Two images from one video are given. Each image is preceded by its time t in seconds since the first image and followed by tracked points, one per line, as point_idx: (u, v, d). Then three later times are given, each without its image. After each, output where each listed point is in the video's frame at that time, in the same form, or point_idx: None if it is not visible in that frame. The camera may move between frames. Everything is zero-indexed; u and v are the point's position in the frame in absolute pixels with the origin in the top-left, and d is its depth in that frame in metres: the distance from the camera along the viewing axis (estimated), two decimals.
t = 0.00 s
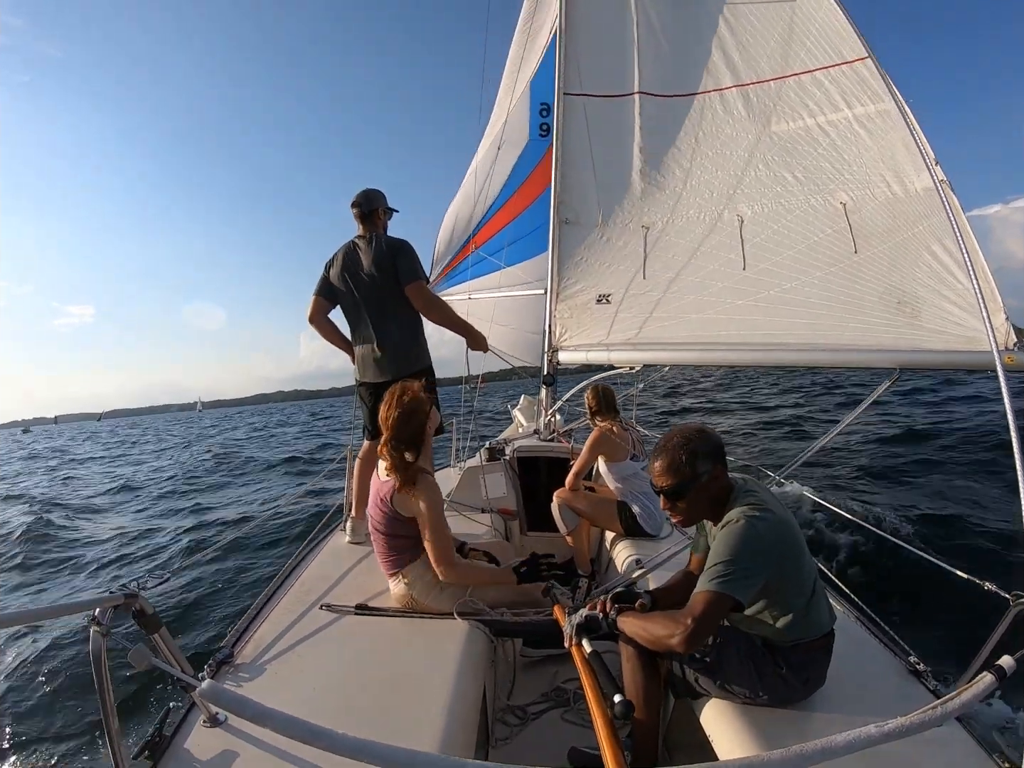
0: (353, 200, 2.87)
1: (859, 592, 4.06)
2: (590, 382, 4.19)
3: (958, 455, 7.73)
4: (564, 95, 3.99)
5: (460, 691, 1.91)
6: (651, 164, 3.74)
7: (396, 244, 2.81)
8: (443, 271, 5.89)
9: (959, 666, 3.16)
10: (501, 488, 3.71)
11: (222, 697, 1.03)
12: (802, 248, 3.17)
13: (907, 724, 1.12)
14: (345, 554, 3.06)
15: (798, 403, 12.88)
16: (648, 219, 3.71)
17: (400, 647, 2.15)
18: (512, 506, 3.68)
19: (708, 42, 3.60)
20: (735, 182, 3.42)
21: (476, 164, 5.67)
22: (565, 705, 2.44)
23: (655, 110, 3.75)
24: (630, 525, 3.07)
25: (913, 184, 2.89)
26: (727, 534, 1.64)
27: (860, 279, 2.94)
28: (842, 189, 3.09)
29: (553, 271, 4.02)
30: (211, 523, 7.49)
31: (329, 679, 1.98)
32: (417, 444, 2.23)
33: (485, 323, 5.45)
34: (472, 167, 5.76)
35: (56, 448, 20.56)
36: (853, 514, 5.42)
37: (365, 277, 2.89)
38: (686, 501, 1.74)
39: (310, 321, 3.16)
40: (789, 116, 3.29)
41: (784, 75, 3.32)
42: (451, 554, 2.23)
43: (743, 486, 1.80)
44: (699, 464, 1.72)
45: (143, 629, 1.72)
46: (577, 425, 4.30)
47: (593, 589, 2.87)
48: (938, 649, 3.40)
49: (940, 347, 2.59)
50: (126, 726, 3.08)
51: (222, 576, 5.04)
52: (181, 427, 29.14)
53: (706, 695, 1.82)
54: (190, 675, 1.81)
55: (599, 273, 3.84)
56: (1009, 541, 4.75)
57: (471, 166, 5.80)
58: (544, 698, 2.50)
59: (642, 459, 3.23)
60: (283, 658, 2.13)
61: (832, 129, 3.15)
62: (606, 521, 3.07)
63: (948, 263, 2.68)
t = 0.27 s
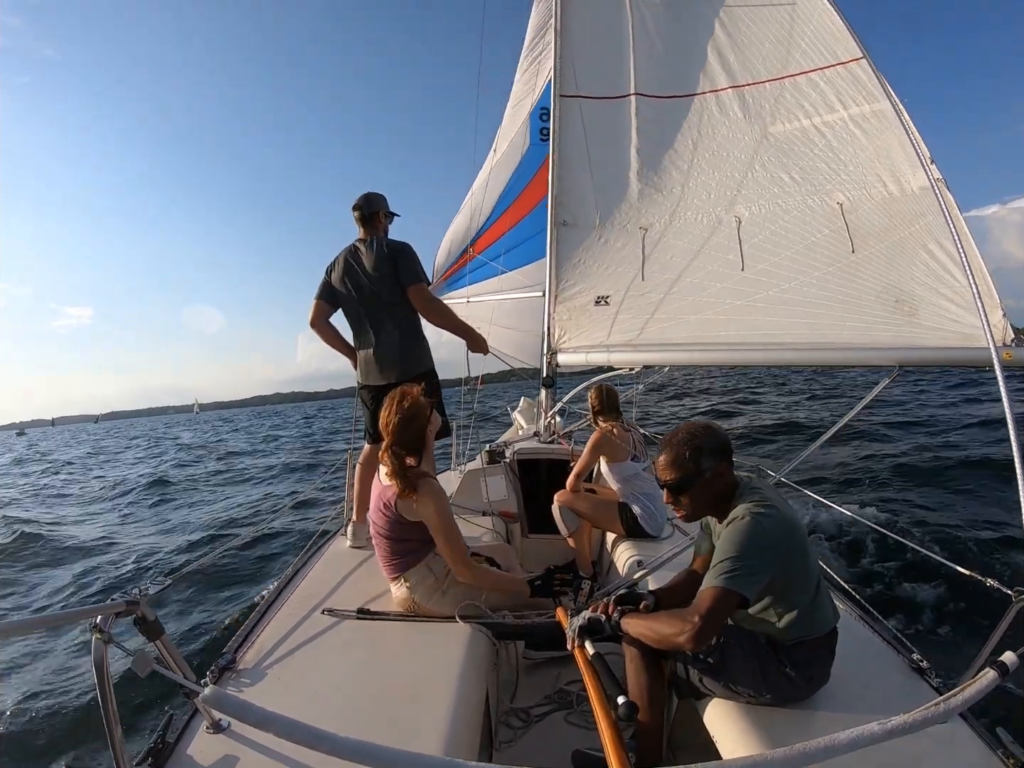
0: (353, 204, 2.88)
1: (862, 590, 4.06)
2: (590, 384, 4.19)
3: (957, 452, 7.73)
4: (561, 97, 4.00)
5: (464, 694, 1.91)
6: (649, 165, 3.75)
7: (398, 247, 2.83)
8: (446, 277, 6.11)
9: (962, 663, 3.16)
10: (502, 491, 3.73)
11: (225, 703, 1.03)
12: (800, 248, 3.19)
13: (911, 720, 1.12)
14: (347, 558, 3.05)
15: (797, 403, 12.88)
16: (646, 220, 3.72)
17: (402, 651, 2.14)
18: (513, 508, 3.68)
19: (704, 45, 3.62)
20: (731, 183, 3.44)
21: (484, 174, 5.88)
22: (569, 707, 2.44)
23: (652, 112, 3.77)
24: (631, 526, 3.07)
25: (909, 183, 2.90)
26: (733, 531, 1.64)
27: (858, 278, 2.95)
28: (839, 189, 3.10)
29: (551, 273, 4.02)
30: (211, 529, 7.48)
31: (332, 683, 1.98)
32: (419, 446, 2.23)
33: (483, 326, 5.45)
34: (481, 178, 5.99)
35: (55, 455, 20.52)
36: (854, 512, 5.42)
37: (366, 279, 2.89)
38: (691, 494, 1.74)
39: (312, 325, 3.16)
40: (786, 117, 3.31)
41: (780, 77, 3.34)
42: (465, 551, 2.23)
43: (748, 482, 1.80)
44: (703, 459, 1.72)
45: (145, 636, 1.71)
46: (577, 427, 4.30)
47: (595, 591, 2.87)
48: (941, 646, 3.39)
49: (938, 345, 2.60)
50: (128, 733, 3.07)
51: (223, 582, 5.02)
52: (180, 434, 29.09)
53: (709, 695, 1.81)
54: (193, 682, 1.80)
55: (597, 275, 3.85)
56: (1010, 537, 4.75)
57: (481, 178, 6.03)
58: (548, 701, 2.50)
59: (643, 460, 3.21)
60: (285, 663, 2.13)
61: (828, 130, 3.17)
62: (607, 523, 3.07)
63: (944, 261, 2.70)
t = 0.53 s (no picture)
0: (358, 205, 2.88)
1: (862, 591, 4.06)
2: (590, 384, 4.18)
3: (957, 452, 7.73)
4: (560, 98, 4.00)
5: (465, 695, 1.91)
6: (648, 166, 3.75)
7: (402, 248, 2.83)
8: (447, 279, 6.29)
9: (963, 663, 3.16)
10: (502, 492, 3.70)
11: (225, 704, 1.02)
12: (799, 249, 3.19)
13: (912, 720, 1.11)
14: (347, 559, 3.05)
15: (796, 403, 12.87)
16: (646, 221, 3.72)
17: (402, 652, 2.14)
18: (513, 509, 3.67)
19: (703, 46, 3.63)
20: (731, 184, 3.44)
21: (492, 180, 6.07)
22: (570, 708, 2.44)
23: (651, 112, 3.77)
24: (631, 526, 3.07)
25: (908, 184, 2.91)
26: (738, 522, 1.64)
27: (858, 278, 2.95)
28: (838, 190, 3.11)
29: (551, 274, 4.02)
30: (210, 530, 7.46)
31: (332, 685, 1.98)
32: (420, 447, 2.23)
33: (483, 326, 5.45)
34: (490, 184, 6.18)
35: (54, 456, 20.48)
36: (855, 512, 5.41)
37: (371, 280, 2.90)
38: (702, 471, 1.88)
39: (316, 327, 3.16)
40: (785, 118, 3.31)
41: (778, 78, 3.35)
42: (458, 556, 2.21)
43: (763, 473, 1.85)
44: (716, 441, 1.84)
45: (145, 637, 1.71)
46: (577, 427, 4.30)
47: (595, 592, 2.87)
48: (942, 646, 3.40)
49: (937, 345, 2.61)
50: (128, 735, 3.06)
51: (222, 583, 5.01)
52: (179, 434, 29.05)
53: (709, 696, 1.82)
54: (193, 684, 1.80)
55: (596, 276, 3.85)
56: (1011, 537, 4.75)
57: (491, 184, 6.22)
58: (548, 701, 2.50)
59: (645, 459, 3.18)
60: (286, 665, 2.13)
61: (827, 131, 3.18)
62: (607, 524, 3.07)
63: (943, 261, 2.70)
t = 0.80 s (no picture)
0: (361, 205, 2.88)
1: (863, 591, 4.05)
2: (590, 385, 4.18)
3: (957, 453, 7.73)
4: (559, 99, 4.01)
5: (465, 696, 1.91)
6: (648, 167, 3.75)
7: (405, 248, 2.83)
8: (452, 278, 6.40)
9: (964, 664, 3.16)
10: (502, 492, 3.69)
11: (225, 705, 1.02)
12: (799, 249, 3.19)
13: (912, 721, 1.11)
14: (347, 560, 3.05)
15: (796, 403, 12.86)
16: (646, 221, 3.71)
17: (402, 654, 2.14)
18: (513, 509, 3.67)
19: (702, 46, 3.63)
20: (730, 184, 3.44)
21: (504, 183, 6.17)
22: (570, 708, 2.44)
23: (651, 112, 3.77)
24: (631, 527, 3.07)
25: (907, 185, 2.91)
26: (741, 509, 1.65)
27: (858, 279, 2.95)
28: (838, 190, 3.11)
29: (551, 274, 4.02)
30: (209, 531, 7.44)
31: (332, 686, 1.98)
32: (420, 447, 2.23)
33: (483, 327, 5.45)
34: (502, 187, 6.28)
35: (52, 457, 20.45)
36: (855, 513, 5.41)
37: (373, 280, 2.90)
38: (720, 458, 1.92)
39: (318, 326, 3.16)
40: (785, 119, 3.31)
41: (778, 78, 3.35)
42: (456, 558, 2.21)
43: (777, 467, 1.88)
44: (737, 431, 1.87)
45: (145, 638, 1.71)
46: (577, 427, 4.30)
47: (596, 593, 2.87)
48: (942, 646, 3.39)
49: (937, 345, 2.61)
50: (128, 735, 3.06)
51: (222, 584, 5.00)
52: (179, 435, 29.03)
53: (710, 697, 1.81)
54: (193, 684, 1.80)
55: (596, 276, 3.85)
56: (1012, 537, 4.74)
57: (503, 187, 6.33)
58: (549, 702, 2.50)
59: (644, 459, 3.17)
60: (286, 666, 2.13)
61: (826, 132, 3.18)
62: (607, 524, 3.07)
63: (943, 261, 2.71)
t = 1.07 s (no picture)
0: (364, 205, 2.87)
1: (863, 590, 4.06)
2: (590, 384, 4.19)
3: (957, 453, 7.74)
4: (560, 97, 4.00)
5: (465, 693, 1.91)
6: (648, 166, 3.75)
7: (408, 247, 2.83)
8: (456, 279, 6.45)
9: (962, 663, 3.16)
10: (502, 491, 3.68)
11: (226, 702, 1.03)
12: (800, 249, 3.19)
13: (911, 718, 1.11)
14: (347, 558, 3.05)
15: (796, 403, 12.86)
16: (646, 220, 3.72)
17: (402, 651, 2.14)
18: (513, 507, 3.68)
19: (703, 45, 3.63)
20: (731, 184, 3.45)
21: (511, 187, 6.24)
22: (570, 706, 2.45)
23: (652, 111, 3.77)
24: (631, 525, 3.06)
25: (907, 186, 2.92)
26: (733, 492, 1.68)
27: (858, 278, 2.95)
28: (838, 191, 3.11)
29: (551, 274, 4.01)
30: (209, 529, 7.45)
31: (332, 684, 1.98)
32: (418, 443, 2.24)
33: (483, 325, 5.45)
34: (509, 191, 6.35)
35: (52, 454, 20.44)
36: (855, 512, 5.41)
37: (376, 280, 2.89)
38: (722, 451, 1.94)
39: (320, 324, 3.16)
40: (785, 118, 3.31)
41: (779, 79, 3.36)
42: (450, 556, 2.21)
43: (779, 459, 1.92)
44: (739, 426, 1.89)
45: (146, 635, 1.71)
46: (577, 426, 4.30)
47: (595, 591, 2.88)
48: (941, 645, 3.40)
49: (937, 345, 2.61)
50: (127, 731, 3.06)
51: (222, 581, 5.01)
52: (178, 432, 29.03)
53: (707, 692, 1.82)
54: (193, 681, 1.80)
55: (596, 275, 3.85)
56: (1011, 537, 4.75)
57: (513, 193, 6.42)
58: (548, 700, 2.51)
59: (644, 457, 3.17)
60: (286, 663, 2.13)
61: (826, 133, 3.18)
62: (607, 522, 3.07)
63: (943, 262, 2.71)
